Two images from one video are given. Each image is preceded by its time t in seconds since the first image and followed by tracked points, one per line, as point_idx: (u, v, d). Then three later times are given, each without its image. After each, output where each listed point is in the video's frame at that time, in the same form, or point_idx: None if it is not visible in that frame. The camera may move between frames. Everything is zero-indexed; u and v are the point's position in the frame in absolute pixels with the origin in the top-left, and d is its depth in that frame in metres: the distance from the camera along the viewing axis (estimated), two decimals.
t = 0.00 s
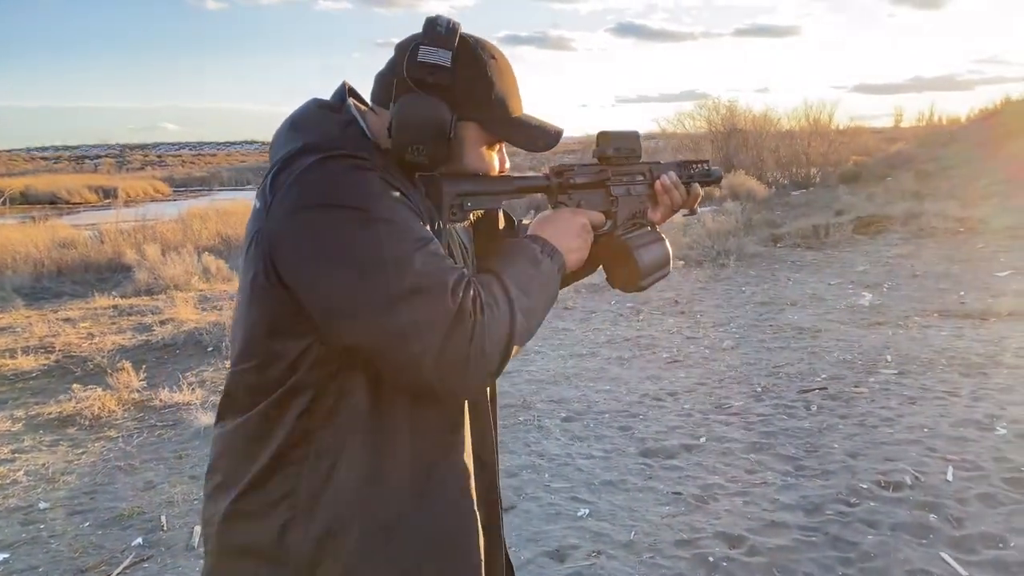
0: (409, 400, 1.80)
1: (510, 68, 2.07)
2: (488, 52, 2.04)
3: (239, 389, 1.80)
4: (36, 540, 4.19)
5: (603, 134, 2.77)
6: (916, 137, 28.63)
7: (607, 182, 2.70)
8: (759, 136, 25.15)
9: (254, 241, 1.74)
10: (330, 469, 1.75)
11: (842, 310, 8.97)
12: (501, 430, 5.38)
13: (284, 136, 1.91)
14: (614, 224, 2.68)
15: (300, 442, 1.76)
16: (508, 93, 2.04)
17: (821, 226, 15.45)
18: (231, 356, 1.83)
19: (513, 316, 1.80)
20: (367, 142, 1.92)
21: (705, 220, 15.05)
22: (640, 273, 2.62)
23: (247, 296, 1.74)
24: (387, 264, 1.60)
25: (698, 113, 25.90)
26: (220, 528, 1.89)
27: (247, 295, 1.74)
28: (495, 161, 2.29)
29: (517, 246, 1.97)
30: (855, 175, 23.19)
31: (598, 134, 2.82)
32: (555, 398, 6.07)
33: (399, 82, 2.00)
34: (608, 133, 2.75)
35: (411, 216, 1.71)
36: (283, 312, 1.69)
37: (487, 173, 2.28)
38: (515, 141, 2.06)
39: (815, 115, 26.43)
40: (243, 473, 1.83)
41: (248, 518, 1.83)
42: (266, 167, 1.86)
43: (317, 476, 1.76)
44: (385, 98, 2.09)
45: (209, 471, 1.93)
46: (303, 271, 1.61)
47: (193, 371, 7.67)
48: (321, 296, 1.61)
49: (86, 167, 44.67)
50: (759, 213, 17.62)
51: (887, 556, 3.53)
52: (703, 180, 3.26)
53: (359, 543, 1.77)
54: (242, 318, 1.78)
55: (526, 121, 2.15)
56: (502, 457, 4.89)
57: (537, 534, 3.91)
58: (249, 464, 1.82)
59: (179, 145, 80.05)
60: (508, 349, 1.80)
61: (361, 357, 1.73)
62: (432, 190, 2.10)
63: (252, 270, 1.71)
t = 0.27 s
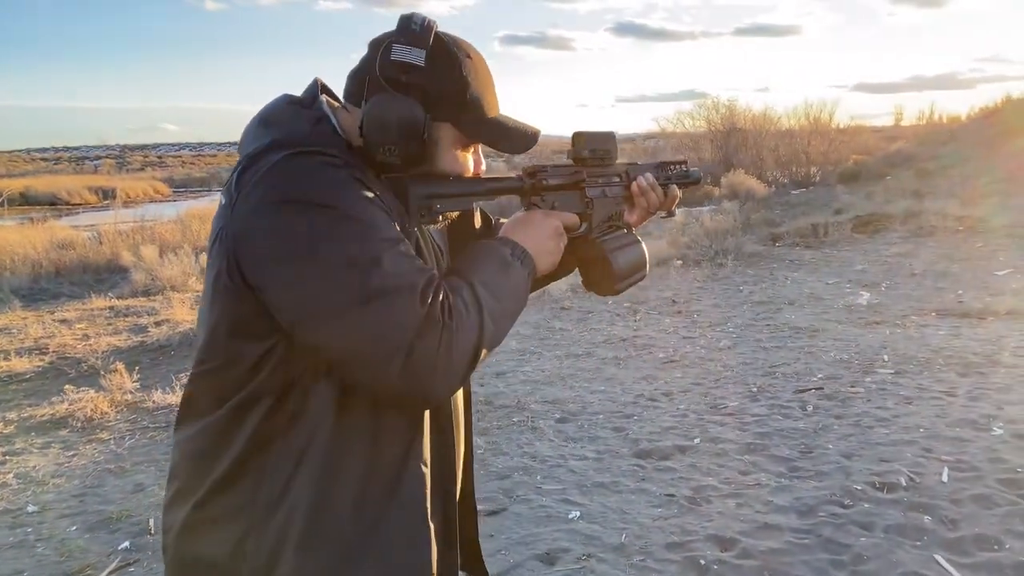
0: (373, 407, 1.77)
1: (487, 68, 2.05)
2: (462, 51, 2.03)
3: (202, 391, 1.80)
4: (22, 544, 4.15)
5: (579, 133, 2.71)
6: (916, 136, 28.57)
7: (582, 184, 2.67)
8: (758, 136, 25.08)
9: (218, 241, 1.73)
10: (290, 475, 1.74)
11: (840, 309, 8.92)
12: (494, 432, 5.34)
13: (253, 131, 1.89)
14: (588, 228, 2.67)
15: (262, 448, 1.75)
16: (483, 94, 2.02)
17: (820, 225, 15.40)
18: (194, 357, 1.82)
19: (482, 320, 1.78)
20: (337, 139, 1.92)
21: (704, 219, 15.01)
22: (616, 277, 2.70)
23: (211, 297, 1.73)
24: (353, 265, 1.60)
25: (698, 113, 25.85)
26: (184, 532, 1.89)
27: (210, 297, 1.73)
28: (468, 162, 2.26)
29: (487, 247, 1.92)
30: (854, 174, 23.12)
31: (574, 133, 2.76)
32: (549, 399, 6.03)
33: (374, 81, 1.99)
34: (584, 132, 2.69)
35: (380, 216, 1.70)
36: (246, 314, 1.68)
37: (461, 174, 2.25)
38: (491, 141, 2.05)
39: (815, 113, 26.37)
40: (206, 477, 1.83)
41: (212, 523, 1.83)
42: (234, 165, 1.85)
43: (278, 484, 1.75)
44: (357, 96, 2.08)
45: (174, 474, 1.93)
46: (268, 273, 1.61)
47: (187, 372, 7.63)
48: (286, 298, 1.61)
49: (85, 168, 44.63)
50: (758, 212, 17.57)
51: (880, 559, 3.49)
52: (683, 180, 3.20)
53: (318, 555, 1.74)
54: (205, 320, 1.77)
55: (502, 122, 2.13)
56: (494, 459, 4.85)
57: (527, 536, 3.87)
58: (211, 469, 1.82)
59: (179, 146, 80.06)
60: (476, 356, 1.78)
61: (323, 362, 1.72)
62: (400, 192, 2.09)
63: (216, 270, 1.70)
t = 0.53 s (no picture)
0: (339, 418, 1.74)
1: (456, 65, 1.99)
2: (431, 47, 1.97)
3: (164, 395, 1.75)
4: (7, 546, 4.11)
5: (557, 132, 2.69)
6: (913, 134, 28.57)
7: (560, 184, 2.65)
8: (756, 134, 25.06)
9: (180, 242, 1.68)
10: (254, 484, 1.69)
11: (836, 308, 8.90)
12: (486, 432, 5.30)
13: (215, 130, 1.83)
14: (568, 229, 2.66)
15: (224, 456, 1.70)
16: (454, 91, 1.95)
17: (817, 224, 15.37)
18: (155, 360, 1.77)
19: (455, 324, 1.77)
20: (305, 140, 1.87)
21: (701, 218, 14.98)
22: (596, 279, 2.69)
23: (173, 300, 1.69)
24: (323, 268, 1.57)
25: (695, 111, 25.82)
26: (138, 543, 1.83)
27: (173, 298, 1.69)
28: (440, 164, 2.20)
29: (462, 250, 1.91)
30: (852, 173, 23.11)
31: (552, 133, 2.72)
32: (542, 398, 5.99)
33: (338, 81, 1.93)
34: (562, 131, 2.67)
35: (350, 220, 1.67)
36: (211, 316, 1.65)
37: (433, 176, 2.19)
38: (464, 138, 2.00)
39: (812, 112, 26.36)
40: (163, 485, 1.77)
41: (167, 535, 1.77)
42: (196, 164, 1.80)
43: (240, 494, 1.70)
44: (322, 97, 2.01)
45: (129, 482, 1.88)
46: (232, 275, 1.56)
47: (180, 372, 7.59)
48: (251, 301, 1.56)
49: (83, 167, 44.50)
50: (755, 211, 17.54)
51: (873, 561, 3.46)
52: (666, 179, 3.18)
53: (281, 567, 1.70)
54: (166, 324, 1.72)
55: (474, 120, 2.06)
56: (485, 460, 4.81)
57: (516, 538, 3.83)
58: (169, 477, 1.77)
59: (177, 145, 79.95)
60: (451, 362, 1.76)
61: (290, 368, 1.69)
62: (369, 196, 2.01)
63: (179, 270, 1.66)
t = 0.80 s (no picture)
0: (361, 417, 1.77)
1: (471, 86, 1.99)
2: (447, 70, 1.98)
3: (191, 387, 1.80)
4: None
5: (566, 147, 2.68)
6: (914, 134, 28.52)
7: (569, 199, 2.65)
8: (757, 136, 25.01)
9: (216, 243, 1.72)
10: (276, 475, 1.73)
11: (836, 310, 8.86)
12: (483, 435, 5.27)
13: (249, 144, 1.86)
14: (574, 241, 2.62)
15: (249, 446, 1.74)
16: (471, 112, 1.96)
17: (817, 225, 15.33)
18: (187, 355, 1.82)
19: (472, 331, 1.77)
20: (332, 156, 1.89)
21: (701, 219, 14.94)
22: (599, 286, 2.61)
23: (206, 296, 1.73)
24: (351, 277, 1.59)
25: (696, 112, 25.78)
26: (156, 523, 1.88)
27: (205, 295, 1.73)
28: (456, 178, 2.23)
29: (476, 261, 1.89)
30: (852, 173, 23.07)
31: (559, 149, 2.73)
32: (540, 401, 5.96)
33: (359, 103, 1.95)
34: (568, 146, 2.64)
35: (375, 230, 1.69)
36: (242, 317, 1.68)
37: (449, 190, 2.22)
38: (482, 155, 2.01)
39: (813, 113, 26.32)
40: (184, 470, 1.82)
41: (185, 518, 1.82)
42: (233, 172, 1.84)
43: (257, 486, 1.74)
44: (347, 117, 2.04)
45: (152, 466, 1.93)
46: (266, 282, 1.60)
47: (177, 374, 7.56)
48: (283, 307, 1.60)
49: (83, 167, 44.47)
50: (756, 211, 17.50)
51: (872, 566, 3.43)
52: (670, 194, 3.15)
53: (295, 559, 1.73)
54: (199, 317, 1.76)
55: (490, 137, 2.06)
56: (482, 463, 4.79)
57: (512, 543, 3.80)
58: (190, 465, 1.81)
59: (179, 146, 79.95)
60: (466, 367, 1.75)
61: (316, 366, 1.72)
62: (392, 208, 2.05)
63: (214, 275, 1.70)
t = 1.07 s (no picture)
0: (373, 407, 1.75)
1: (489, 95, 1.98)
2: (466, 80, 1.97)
3: (203, 366, 1.76)
4: None
5: (573, 151, 2.69)
6: (910, 134, 28.53)
7: (577, 199, 2.62)
8: (754, 135, 25.01)
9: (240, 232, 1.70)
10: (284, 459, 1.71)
11: (832, 310, 8.84)
12: (478, 435, 5.24)
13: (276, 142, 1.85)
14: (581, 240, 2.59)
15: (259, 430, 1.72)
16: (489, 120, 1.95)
17: (814, 225, 15.32)
18: (200, 334, 1.78)
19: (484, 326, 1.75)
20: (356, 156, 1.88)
21: (697, 219, 14.93)
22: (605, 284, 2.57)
23: (225, 279, 1.70)
24: (376, 269, 1.58)
25: (692, 112, 25.78)
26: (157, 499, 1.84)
27: (222, 276, 1.70)
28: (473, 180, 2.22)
29: (487, 259, 1.87)
30: (849, 173, 23.08)
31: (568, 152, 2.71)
32: (536, 401, 5.94)
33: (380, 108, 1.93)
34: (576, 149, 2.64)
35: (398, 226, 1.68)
36: (261, 302, 1.65)
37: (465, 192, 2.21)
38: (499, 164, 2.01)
39: (810, 112, 26.32)
40: (190, 450, 1.78)
41: (188, 496, 1.79)
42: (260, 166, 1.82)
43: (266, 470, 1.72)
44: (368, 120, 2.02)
45: (156, 442, 1.89)
46: (292, 273, 1.58)
47: (171, 373, 7.52)
48: (308, 297, 1.58)
49: (78, 166, 44.32)
50: (752, 211, 17.50)
51: (867, 568, 3.41)
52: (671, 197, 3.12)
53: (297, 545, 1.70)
54: (214, 299, 1.73)
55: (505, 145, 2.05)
56: (477, 463, 4.76)
57: (506, 544, 3.78)
58: (198, 444, 1.78)
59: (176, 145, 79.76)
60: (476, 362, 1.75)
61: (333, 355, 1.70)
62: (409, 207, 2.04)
63: (237, 261, 1.67)
